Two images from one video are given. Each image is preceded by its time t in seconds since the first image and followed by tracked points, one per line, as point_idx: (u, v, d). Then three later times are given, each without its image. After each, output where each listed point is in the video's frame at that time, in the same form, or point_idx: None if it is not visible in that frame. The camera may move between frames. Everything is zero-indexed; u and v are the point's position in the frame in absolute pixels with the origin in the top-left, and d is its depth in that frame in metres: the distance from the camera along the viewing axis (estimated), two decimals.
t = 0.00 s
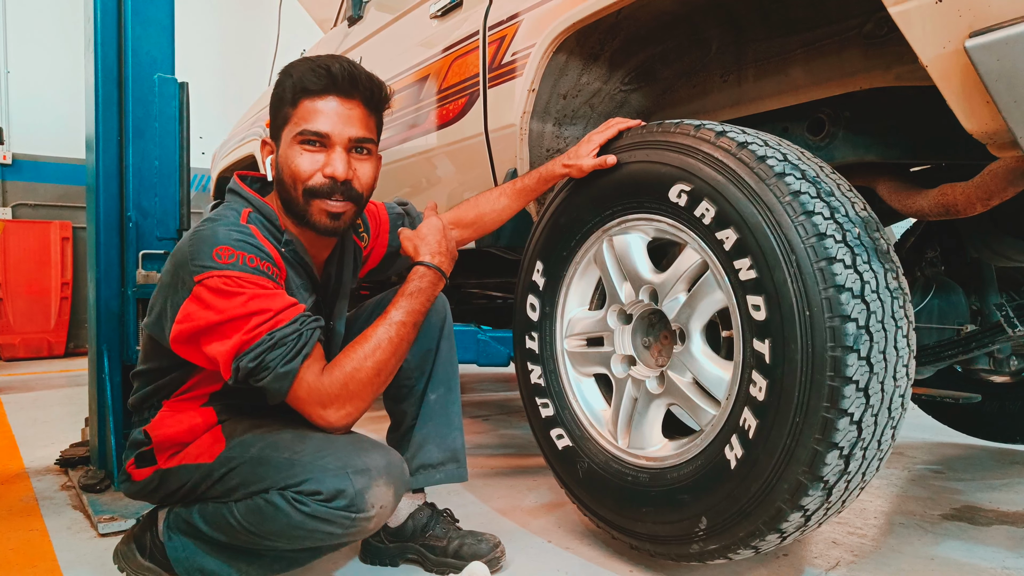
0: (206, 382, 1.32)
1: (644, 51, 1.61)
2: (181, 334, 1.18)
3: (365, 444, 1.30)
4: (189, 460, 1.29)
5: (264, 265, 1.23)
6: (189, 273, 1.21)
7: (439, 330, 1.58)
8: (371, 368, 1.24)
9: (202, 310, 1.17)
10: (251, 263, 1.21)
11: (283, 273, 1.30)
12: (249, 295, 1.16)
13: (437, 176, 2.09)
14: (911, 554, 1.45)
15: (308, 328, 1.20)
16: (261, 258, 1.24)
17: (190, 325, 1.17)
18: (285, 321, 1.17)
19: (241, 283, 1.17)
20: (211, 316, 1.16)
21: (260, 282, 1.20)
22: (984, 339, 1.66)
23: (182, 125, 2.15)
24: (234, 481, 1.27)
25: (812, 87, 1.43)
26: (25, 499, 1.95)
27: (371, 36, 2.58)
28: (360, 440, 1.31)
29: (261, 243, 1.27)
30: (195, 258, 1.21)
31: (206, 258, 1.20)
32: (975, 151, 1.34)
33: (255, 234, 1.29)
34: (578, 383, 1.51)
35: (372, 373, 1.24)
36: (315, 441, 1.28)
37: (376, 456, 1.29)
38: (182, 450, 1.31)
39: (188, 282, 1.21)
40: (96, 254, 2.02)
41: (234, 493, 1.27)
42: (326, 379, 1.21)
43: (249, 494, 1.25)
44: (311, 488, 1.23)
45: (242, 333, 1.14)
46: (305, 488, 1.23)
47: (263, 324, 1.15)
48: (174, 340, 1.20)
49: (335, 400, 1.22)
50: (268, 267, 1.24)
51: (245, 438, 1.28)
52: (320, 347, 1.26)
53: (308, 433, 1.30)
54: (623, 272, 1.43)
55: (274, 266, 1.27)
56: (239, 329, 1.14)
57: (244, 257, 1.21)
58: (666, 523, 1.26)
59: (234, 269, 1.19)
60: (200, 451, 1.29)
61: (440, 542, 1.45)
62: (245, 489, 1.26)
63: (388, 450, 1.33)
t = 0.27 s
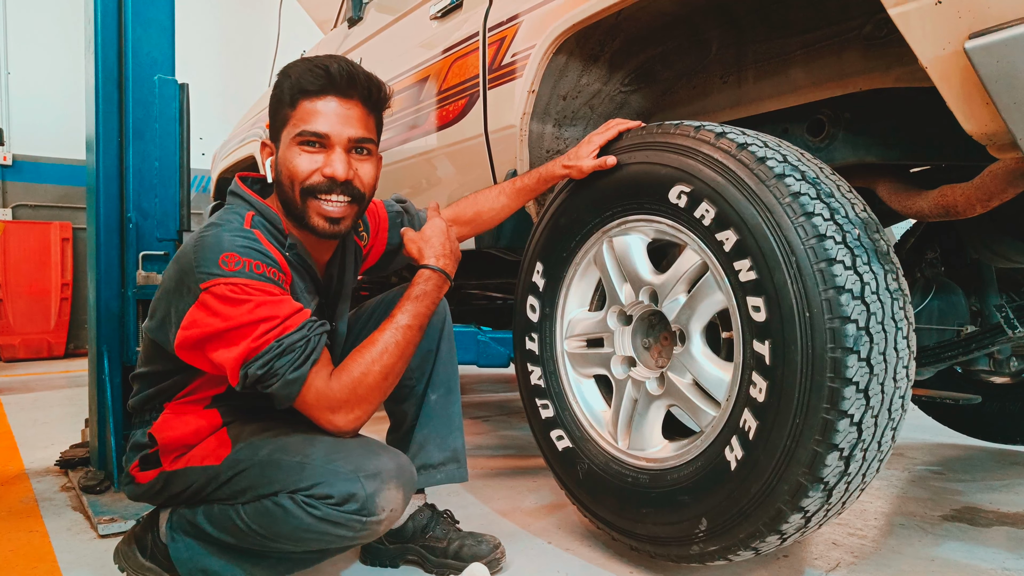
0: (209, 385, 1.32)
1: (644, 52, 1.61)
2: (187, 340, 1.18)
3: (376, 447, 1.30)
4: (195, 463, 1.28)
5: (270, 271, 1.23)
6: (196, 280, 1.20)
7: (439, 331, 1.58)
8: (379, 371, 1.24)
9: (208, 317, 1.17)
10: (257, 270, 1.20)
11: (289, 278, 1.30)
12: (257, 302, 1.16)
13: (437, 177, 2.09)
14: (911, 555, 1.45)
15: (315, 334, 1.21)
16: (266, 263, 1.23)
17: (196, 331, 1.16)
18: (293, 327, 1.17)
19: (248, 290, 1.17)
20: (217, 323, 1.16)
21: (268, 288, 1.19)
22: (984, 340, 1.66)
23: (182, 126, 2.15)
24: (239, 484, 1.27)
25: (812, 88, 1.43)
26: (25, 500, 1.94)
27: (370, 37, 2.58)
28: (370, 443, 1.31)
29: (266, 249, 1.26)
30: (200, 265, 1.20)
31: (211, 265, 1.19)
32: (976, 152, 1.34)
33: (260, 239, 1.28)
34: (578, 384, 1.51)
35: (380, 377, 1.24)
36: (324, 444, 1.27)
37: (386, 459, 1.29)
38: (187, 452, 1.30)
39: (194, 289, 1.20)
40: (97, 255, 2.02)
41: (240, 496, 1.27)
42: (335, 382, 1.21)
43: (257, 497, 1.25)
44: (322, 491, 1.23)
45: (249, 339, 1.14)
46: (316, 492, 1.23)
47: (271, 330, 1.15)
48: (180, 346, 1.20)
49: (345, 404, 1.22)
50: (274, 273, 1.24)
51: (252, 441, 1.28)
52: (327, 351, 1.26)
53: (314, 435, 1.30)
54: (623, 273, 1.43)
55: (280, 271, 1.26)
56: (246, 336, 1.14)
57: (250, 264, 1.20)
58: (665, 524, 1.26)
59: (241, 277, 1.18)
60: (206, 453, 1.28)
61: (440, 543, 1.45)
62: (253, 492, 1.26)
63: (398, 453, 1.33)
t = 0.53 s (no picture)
0: (209, 388, 1.31)
1: (644, 53, 1.61)
2: (190, 342, 1.18)
3: (378, 452, 1.31)
4: (195, 466, 1.28)
5: (275, 274, 1.22)
6: (200, 282, 1.20)
7: (439, 332, 1.58)
8: (382, 376, 1.24)
9: (213, 319, 1.16)
10: (263, 273, 1.20)
11: (294, 281, 1.30)
12: (262, 304, 1.15)
13: (437, 178, 2.09)
14: (911, 557, 1.45)
15: (320, 338, 1.21)
16: (272, 267, 1.23)
17: (200, 333, 1.16)
18: (297, 330, 1.17)
19: (253, 292, 1.16)
20: (222, 325, 1.15)
21: (273, 292, 1.19)
22: (984, 342, 1.65)
23: (182, 128, 2.16)
24: (243, 488, 1.26)
25: (812, 90, 1.43)
26: (25, 501, 1.94)
27: (370, 39, 2.58)
28: (371, 447, 1.31)
29: (272, 252, 1.26)
30: (205, 267, 1.20)
31: (217, 267, 1.19)
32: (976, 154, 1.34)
33: (266, 241, 1.27)
34: (578, 386, 1.51)
35: (383, 381, 1.24)
36: (326, 449, 1.27)
37: (388, 464, 1.29)
38: (188, 455, 1.30)
39: (198, 292, 1.20)
40: (97, 257, 2.02)
41: (243, 499, 1.26)
42: (339, 387, 1.21)
43: (260, 501, 1.25)
44: (325, 497, 1.23)
45: (254, 342, 1.13)
46: (318, 497, 1.23)
47: (275, 334, 1.14)
48: (182, 347, 1.19)
49: (348, 409, 1.22)
50: (280, 276, 1.23)
51: (254, 444, 1.28)
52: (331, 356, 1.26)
53: (316, 439, 1.30)
54: (623, 274, 1.43)
55: (285, 274, 1.26)
56: (250, 338, 1.14)
57: (256, 266, 1.20)
58: (665, 525, 1.26)
59: (246, 279, 1.18)
60: (207, 456, 1.28)
61: (440, 544, 1.45)
62: (256, 496, 1.25)
63: (400, 458, 1.34)
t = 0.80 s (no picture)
0: (216, 388, 1.31)
1: (644, 54, 1.62)
2: (197, 342, 1.17)
3: (385, 459, 1.31)
4: (200, 467, 1.28)
5: (284, 276, 1.23)
6: (208, 283, 1.19)
7: (442, 334, 1.57)
8: (386, 379, 1.24)
9: (221, 320, 1.16)
10: (273, 274, 1.21)
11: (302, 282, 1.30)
12: (271, 306, 1.16)
13: (437, 179, 2.09)
14: (912, 558, 1.44)
15: (328, 341, 1.22)
16: (282, 267, 1.24)
17: (208, 334, 1.16)
18: (305, 333, 1.17)
19: (263, 294, 1.16)
20: (230, 325, 1.15)
21: (283, 293, 1.19)
22: (986, 344, 1.64)
23: (183, 128, 2.16)
24: (246, 489, 1.26)
25: (814, 91, 1.43)
26: (26, 501, 1.94)
27: (371, 39, 2.59)
28: (379, 454, 1.32)
29: (281, 253, 1.27)
30: (214, 268, 1.20)
31: (227, 267, 1.19)
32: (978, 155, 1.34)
33: (275, 241, 1.28)
34: (579, 387, 1.50)
35: (387, 385, 1.24)
36: (332, 454, 1.27)
37: (395, 471, 1.30)
38: (193, 456, 1.30)
39: (206, 291, 1.19)
40: (97, 257, 2.02)
41: (246, 501, 1.26)
42: (342, 390, 1.21)
43: (264, 504, 1.24)
44: (331, 502, 1.23)
45: (261, 344, 1.13)
46: (325, 502, 1.23)
47: (283, 335, 1.15)
48: (189, 347, 1.19)
49: (352, 412, 1.22)
50: (289, 277, 1.24)
51: (261, 447, 1.28)
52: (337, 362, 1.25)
53: (319, 441, 1.29)
54: (624, 276, 1.43)
55: (294, 276, 1.26)
56: (258, 340, 1.14)
57: (266, 267, 1.20)
58: (666, 526, 1.26)
59: (257, 280, 1.18)
60: (212, 458, 1.27)
61: (442, 545, 1.44)
62: (260, 499, 1.25)
63: (407, 465, 1.34)
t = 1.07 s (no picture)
0: (221, 386, 1.31)
1: (646, 54, 1.62)
2: (203, 340, 1.17)
3: (391, 461, 1.31)
4: (206, 465, 1.27)
5: (292, 275, 1.22)
6: (216, 282, 1.19)
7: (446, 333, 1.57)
8: (391, 379, 1.25)
9: (228, 318, 1.15)
10: (280, 273, 1.20)
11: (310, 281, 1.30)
12: (279, 305, 1.15)
13: (438, 179, 2.09)
14: (913, 559, 1.44)
15: (334, 341, 1.22)
16: (289, 267, 1.23)
17: (215, 332, 1.15)
18: (312, 332, 1.17)
19: (270, 293, 1.16)
20: (238, 324, 1.14)
21: (289, 292, 1.19)
22: (988, 344, 1.64)
23: (184, 127, 2.16)
24: (250, 489, 1.26)
25: (815, 91, 1.43)
26: (28, 499, 1.95)
27: (372, 39, 2.59)
28: (386, 455, 1.32)
29: (289, 252, 1.26)
30: (222, 266, 1.19)
31: (234, 267, 1.18)
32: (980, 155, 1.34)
33: (282, 241, 1.28)
34: (580, 387, 1.50)
35: (392, 384, 1.25)
36: (341, 455, 1.28)
37: (401, 472, 1.29)
38: (198, 455, 1.29)
39: (213, 290, 1.18)
40: (99, 255, 2.02)
41: (251, 501, 1.26)
42: (347, 389, 1.21)
43: (270, 502, 1.25)
44: (337, 502, 1.23)
45: (268, 343, 1.13)
46: (331, 502, 1.23)
47: (289, 335, 1.15)
48: (195, 345, 1.19)
49: (355, 411, 1.22)
50: (296, 277, 1.23)
51: (266, 447, 1.28)
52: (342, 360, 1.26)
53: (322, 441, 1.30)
54: (625, 276, 1.42)
55: (302, 275, 1.26)
56: (265, 339, 1.14)
57: (273, 267, 1.20)
58: (667, 526, 1.26)
59: (263, 279, 1.17)
60: (217, 457, 1.27)
61: (442, 544, 1.44)
62: (265, 498, 1.25)
63: (412, 466, 1.34)
